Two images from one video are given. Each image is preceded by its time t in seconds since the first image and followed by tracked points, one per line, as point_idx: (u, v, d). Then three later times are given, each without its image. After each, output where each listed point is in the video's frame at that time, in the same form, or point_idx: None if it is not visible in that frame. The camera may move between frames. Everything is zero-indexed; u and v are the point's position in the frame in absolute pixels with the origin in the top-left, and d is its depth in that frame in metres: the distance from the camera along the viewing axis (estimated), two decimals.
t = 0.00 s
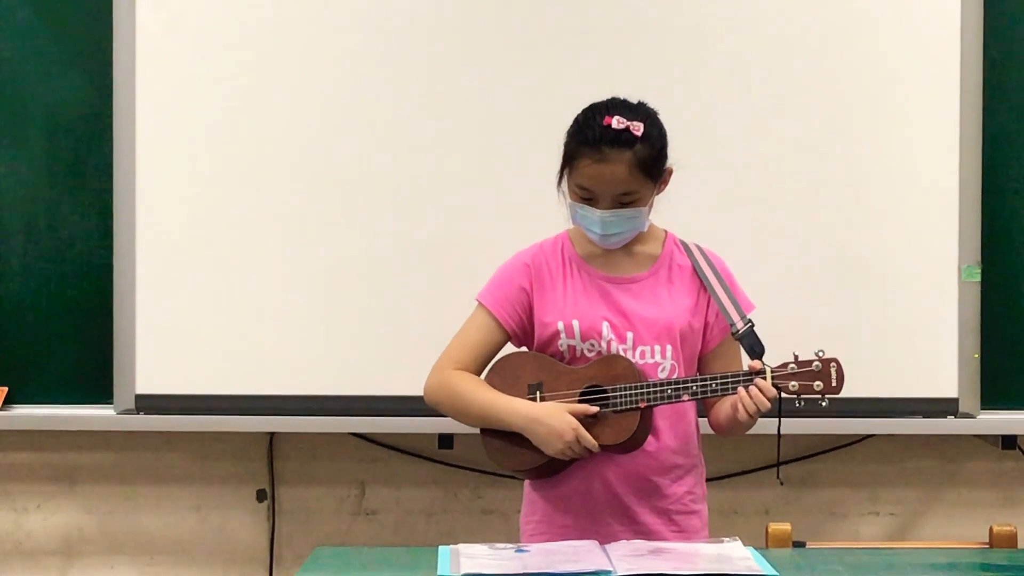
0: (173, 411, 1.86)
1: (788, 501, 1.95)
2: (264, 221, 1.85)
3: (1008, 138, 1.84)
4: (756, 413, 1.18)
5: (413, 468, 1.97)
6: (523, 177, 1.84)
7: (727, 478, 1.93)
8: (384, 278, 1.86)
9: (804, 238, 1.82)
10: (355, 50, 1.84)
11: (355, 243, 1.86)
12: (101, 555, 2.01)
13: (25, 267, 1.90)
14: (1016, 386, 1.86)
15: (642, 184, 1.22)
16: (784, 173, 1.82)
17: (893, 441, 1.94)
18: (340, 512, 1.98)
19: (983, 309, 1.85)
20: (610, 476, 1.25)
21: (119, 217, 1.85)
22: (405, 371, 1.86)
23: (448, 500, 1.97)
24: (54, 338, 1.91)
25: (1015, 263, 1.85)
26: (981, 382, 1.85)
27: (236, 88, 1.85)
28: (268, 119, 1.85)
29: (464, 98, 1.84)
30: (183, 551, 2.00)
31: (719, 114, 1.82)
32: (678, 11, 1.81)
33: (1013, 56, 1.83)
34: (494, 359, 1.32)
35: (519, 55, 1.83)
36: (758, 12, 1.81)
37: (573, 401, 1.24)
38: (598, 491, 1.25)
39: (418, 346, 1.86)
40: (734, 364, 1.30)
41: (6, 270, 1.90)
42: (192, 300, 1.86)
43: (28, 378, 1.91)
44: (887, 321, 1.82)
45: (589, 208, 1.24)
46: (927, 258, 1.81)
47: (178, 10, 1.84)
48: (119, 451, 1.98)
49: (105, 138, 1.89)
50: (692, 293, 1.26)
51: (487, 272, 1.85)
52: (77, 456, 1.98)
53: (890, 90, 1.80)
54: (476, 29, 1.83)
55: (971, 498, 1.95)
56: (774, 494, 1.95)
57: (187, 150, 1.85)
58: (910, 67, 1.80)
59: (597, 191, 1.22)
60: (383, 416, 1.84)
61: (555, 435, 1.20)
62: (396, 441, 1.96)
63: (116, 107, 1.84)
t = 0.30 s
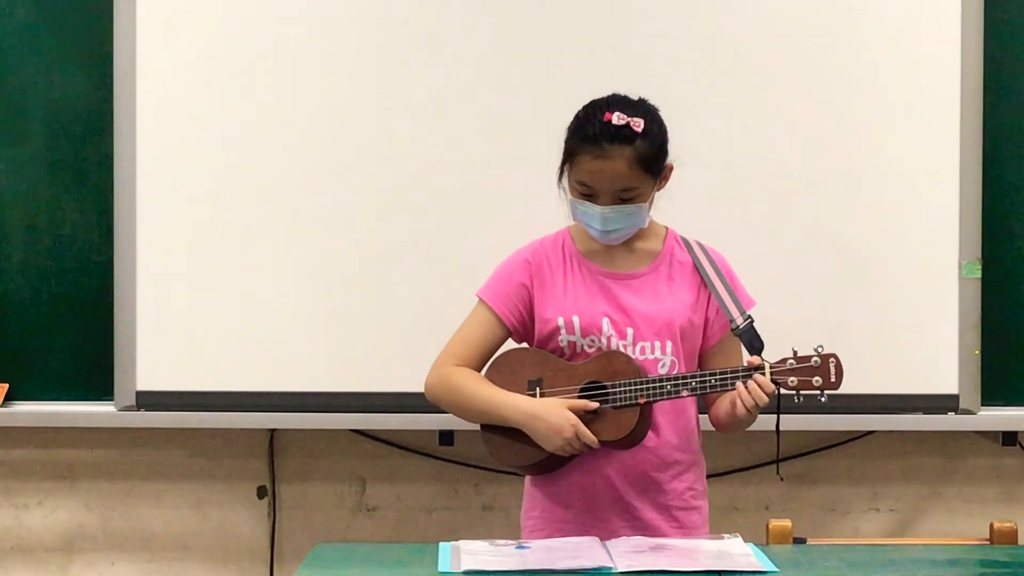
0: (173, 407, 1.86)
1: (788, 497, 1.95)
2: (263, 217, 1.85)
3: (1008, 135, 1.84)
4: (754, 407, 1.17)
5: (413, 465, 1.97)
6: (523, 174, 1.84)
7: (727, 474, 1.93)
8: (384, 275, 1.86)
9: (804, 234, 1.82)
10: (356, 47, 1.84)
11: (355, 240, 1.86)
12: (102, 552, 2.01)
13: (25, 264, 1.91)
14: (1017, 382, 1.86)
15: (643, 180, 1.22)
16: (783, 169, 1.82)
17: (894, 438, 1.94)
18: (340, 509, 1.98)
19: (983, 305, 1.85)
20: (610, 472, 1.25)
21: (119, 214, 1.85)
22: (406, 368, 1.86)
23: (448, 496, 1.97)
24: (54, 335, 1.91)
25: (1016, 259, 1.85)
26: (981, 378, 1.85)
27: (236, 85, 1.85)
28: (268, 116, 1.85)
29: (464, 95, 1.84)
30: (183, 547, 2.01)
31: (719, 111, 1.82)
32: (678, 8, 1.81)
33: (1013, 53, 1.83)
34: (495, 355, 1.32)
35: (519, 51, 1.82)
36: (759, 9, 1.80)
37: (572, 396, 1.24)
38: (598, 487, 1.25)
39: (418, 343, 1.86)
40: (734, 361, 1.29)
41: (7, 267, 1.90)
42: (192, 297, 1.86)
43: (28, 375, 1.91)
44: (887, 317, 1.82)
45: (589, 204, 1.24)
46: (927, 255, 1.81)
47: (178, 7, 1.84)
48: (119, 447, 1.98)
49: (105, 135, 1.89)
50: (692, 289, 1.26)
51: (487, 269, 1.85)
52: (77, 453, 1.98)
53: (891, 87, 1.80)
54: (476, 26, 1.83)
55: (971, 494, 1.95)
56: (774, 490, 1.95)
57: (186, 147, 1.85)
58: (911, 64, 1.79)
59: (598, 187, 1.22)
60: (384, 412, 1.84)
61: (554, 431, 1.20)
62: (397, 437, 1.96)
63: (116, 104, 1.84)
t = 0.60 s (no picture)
0: (174, 405, 1.86)
1: (789, 494, 1.95)
2: (264, 215, 1.85)
3: (1010, 133, 1.83)
4: (752, 403, 1.17)
5: (415, 462, 1.97)
6: (524, 172, 1.84)
7: (728, 471, 1.93)
8: (385, 272, 1.86)
9: (805, 231, 1.82)
10: (356, 44, 1.84)
11: (355, 238, 1.86)
12: (103, 549, 2.01)
13: (26, 262, 1.91)
14: (1019, 380, 1.86)
15: (643, 177, 1.22)
16: (784, 166, 1.82)
17: (895, 435, 1.94)
18: (341, 506, 1.98)
19: (985, 303, 1.85)
20: (611, 469, 1.25)
21: (119, 211, 1.85)
22: (406, 365, 1.86)
23: (449, 494, 1.97)
24: (55, 332, 1.91)
25: (1017, 257, 1.84)
26: (982, 375, 1.85)
27: (237, 83, 1.84)
28: (269, 114, 1.85)
29: (465, 92, 1.83)
30: (184, 545, 2.01)
31: (720, 108, 1.81)
32: (679, 5, 1.80)
33: (1015, 51, 1.83)
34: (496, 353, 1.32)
35: (520, 49, 1.82)
36: (760, 6, 1.80)
37: (572, 393, 1.24)
38: (599, 484, 1.25)
39: (419, 340, 1.86)
40: (734, 358, 1.29)
41: (8, 265, 1.91)
42: (192, 295, 1.86)
43: (29, 373, 1.91)
44: (888, 314, 1.81)
45: (590, 201, 1.24)
46: (929, 252, 1.81)
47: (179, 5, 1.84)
48: (121, 445, 1.99)
49: (106, 133, 1.89)
50: (693, 286, 1.26)
51: (488, 267, 1.85)
52: (78, 451, 1.98)
53: (892, 85, 1.80)
54: (477, 23, 1.82)
55: (972, 491, 1.95)
56: (775, 488, 1.95)
57: (187, 144, 1.85)
58: (913, 62, 1.79)
59: (598, 185, 1.22)
60: (384, 410, 1.84)
61: (554, 428, 1.20)
62: (398, 435, 1.96)
63: (117, 101, 1.84)
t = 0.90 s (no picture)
0: (176, 404, 1.87)
1: (791, 493, 1.95)
2: (266, 214, 1.86)
3: (1013, 131, 1.83)
4: (753, 402, 1.17)
5: (417, 461, 1.97)
6: (525, 170, 1.84)
7: (730, 470, 1.93)
8: (387, 271, 1.86)
9: (807, 230, 1.81)
10: (357, 43, 1.84)
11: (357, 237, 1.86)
12: (106, 548, 2.02)
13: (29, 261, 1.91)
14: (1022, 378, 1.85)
15: (643, 176, 1.22)
16: (786, 165, 1.81)
17: (897, 434, 1.93)
18: (343, 505, 1.98)
19: (987, 302, 1.84)
20: (612, 469, 1.24)
21: (121, 210, 1.85)
22: (408, 364, 1.86)
23: (451, 492, 1.97)
24: (57, 331, 1.92)
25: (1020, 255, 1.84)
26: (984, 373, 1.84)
27: (238, 82, 1.84)
28: (270, 113, 1.85)
29: (466, 91, 1.83)
30: (187, 543, 2.01)
31: (721, 106, 1.81)
32: (681, 3, 1.80)
33: (1018, 49, 1.82)
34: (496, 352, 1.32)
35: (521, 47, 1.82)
36: (762, 4, 1.80)
37: (572, 393, 1.24)
38: (600, 484, 1.25)
39: (420, 339, 1.86)
40: (735, 358, 1.29)
41: (10, 264, 1.91)
42: (194, 294, 1.86)
43: (32, 372, 1.92)
44: (890, 313, 1.81)
45: (590, 200, 1.24)
46: (931, 251, 1.80)
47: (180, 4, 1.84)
48: (123, 444, 1.99)
49: (108, 132, 1.89)
50: (694, 285, 1.26)
51: (490, 265, 1.85)
52: (81, 450, 1.99)
53: (894, 83, 1.79)
54: (478, 22, 1.82)
55: (975, 490, 1.94)
56: (777, 486, 1.94)
57: (188, 144, 1.85)
58: (915, 60, 1.79)
59: (598, 183, 1.21)
60: (386, 409, 1.85)
61: (554, 427, 1.20)
62: (400, 434, 1.96)
63: (119, 101, 1.84)
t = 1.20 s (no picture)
0: (179, 406, 1.87)
1: (794, 496, 1.94)
2: (267, 217, 1.86)
3: (1016, 133, 1.83)
4: (762, 411, 1.18)
5: (419, 463, 1.97)
6: (527, 173, 1.84)
7: (732, 472, 1.93)
8: (388, 274, 1.86)
9: (809, 232, 1.81)
10: (359, 46, 1.84)
11: (359, 239, 1.86)
12: (108, 550, 2.02)
13: (31, 263, 1.92)
14: None
15: (644, 179, 1.22)
16: (788, 167, 1.81)
17: (900, 436, 1.93)
18: (345, 507, 1.99)
19: (991, 304, 1.84)
20: (614, 472, 1.24)
21: (124, 214, 1.85)
22: (409, 367, 1.86)
23: (453, 495, 1.97)
24: (60, 334, 1.92)
25: None
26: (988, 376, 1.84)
27: (241, 85, 1.85)
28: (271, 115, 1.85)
29: (468, 94, 1.84)
30: (189, 545, 2.02)
31: (723, 108, 1.81)
32: (682, 6, 1.80)
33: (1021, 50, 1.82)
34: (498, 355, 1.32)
35: (524, 50, 1.82)
36: (764, 6, 1.80)
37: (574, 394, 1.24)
38: (601, 487, 1.25)
39: (422, 341, 1.86)
40: (737, 360, 1.29)
41: (13, 266, 1.92)
42: (196, 296, 1.87)
43: (35, 374, 1.92)
44: (892, 315, 1.81)
45: (591, 203, 1.24)
46: (934, 252, 1.80)
47: (183, 7, 1.84)
48: (125, 447, 2.00)
49: (111, 135, 1.90)
50: (695, 288, 1.26)
51: (492, 268, 1.85)
52: (83, 452, 2.00)
53: (896, 85, 1.79)
54: (480, 24, 1.82)
55: (978, 493, 1.94)
56: (780, 489, 1.94)
57: (190, 146, 1.86)
58: (917, 62, 1.78)
59: (599, 186, 1.22)
60: (388, 411, 1.85)
61: (556, 428, 1.20)
62: (403, 436, 1.96)
63: (121, 104, 1.84)
